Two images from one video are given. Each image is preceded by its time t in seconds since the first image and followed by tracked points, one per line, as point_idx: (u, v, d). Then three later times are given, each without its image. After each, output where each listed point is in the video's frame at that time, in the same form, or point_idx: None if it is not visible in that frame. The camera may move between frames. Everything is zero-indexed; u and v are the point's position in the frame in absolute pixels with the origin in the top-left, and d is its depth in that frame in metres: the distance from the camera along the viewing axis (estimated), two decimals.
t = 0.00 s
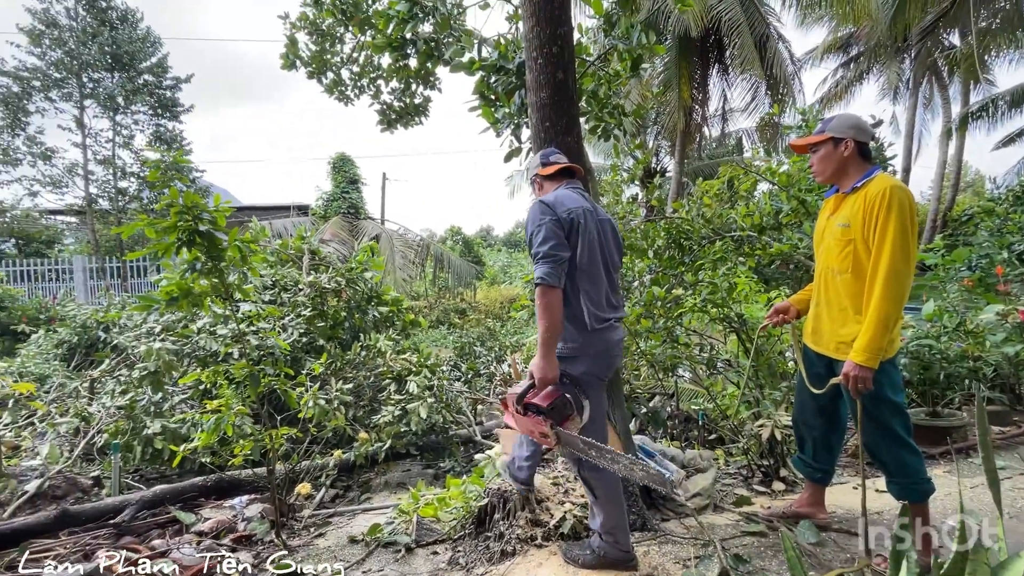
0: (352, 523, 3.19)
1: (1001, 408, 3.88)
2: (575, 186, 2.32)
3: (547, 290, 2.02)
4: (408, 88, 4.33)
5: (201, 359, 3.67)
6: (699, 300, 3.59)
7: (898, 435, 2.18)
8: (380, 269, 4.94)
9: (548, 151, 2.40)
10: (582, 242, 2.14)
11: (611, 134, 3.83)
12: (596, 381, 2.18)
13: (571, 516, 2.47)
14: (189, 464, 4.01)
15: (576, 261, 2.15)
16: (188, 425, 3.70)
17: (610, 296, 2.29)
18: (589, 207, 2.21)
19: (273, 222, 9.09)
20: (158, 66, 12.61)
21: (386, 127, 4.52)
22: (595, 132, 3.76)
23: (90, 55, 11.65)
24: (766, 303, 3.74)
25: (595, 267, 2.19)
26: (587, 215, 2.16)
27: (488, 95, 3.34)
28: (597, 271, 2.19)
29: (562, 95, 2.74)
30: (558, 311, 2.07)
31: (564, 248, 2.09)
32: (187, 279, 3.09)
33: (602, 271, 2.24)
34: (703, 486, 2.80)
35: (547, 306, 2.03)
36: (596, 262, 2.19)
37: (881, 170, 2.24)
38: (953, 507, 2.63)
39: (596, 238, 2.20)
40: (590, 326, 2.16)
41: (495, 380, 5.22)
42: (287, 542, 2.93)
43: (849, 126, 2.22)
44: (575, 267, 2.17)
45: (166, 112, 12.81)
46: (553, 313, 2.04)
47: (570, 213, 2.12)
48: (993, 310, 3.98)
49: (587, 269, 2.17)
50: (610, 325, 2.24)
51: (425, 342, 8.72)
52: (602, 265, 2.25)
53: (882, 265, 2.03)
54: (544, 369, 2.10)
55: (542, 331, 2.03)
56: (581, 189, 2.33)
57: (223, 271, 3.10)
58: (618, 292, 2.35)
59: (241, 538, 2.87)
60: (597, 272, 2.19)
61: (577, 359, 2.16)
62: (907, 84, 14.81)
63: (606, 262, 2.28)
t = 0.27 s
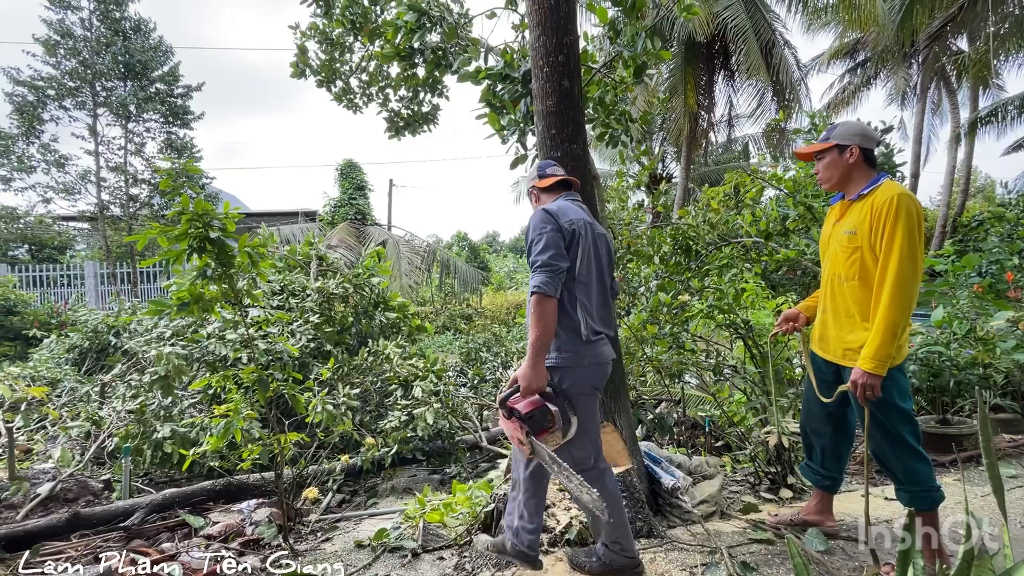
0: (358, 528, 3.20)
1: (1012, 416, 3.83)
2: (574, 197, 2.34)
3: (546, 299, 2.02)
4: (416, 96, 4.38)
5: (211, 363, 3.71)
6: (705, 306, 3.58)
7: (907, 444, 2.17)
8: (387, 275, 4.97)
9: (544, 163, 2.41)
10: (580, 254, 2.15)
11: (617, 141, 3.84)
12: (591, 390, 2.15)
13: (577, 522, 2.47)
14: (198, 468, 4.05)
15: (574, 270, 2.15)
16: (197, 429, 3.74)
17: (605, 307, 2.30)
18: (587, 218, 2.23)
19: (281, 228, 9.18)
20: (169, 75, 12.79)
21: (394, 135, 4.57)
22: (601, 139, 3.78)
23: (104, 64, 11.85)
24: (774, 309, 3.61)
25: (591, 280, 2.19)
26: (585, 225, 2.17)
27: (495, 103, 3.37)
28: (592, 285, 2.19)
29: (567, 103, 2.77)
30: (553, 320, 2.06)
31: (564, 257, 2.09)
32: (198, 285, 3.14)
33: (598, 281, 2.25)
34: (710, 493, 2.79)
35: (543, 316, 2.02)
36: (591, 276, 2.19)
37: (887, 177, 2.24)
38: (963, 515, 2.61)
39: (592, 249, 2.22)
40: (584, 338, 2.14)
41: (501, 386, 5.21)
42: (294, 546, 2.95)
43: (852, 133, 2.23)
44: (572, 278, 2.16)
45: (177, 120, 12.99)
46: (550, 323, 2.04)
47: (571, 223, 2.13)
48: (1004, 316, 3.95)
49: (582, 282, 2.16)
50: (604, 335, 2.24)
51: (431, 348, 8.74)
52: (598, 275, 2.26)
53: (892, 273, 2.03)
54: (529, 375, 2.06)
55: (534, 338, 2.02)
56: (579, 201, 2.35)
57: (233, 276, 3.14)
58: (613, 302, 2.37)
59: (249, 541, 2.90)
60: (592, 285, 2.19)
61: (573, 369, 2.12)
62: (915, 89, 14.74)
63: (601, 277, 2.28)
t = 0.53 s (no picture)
0: (361, 532, 3.21)
1: (1017, 421, 3.81)
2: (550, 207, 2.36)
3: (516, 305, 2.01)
4: (419, 101, 4.41)
5: (214, 367, 3.72)
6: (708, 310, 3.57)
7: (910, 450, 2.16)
8: (390, 278, 4.99)
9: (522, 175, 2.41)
10: (553, 261, 2.15)
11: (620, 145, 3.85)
12: (563, 397, 2.12)
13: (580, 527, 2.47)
14: (201, 471, 4.06)
15: (546, 278, 2.15)
16: (201, 432, 3.75)
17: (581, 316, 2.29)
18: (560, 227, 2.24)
19: (284, 232, 9.21)
20: (175, 80, 12.88)
21: (398, 139, 4.59)
22: (604, 143, 3.78)
23: (110, 69, 11.95)
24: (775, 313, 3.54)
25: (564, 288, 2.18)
26: (558, 234, 2.18)
27: (498, 108, 3.39)
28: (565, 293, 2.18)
29: (570, 108, 2.78)
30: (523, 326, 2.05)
31: (534, 264, 2.09)
32: (203, 289, 3.16)
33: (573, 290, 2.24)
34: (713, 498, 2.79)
35: (512, 321, 2.01)
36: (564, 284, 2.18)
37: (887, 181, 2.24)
38: (968, 521, 2.59)
39: (566, 257, 2.22)
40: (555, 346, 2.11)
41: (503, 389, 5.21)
42: (297, 550, 2.95)
43: (847, 142, 2.24)
44: (544, 287, 2.15)
45: (182, 124, 13.07)
46: (519, 329, 2.02)
47: (543, 231, 2.14)
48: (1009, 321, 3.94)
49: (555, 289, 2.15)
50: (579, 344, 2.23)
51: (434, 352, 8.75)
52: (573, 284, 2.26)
53: (891, 277, 2.03)
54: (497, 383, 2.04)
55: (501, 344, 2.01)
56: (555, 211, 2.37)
57: (237, 280, 3.15)
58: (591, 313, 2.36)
59: (252, 545, 2.90)
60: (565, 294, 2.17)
61: (546, 376, 2.09)
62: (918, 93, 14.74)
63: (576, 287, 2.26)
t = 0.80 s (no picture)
0: (360, 534, 3.20)
1: (1015, 424, 3.83)
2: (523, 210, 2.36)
3: (475, 307, 1.99)
4: (419, 102, 4.41)
5: (214, 368, 3.72)
6: (709, 312, 3.58)
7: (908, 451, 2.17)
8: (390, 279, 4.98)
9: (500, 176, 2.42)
10: (517, 265, 2.15)
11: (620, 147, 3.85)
12: (519, 403, 2.11)
13: (579, 529, 2.47)
14: (199, 472, 4.05)
15: (510, 281, 2.15)
16: (199, 434, 3.74)
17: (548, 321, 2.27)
18: (529, 229, 2.23)
19: (283, 233, 9.21)
20: (174, 80, 12.88)
21: (398, 140, 4.60)
22: (604, 145, 3.79)
23: (109, 69, 11.94)
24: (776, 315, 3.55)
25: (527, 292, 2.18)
26: (524, 237, 2.18)
27: (498, 109, 3.39)
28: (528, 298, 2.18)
29: (570, 110, 2.78)
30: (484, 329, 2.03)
31: (496, 266, 2.08)
32: (202, 290, 3.16)
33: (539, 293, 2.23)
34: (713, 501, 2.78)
35: (473, 323, 1.99)
36: (527, 289, 2.18)
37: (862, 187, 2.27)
38: (966, 524, 2.60)
39: (533, 261, 2.21)
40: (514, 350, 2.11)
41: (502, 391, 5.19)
42: (295, 552, 2.95)
43: (813, 156, 2.30)
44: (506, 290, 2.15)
45: (182, 125, 13.08)
46: (479, 331, 2.00)
47: (509, 235, 2.15)
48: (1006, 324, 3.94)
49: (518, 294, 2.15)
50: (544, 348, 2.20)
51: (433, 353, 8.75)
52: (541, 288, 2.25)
53: (872, 286, 2.04)
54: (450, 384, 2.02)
55: (457, 346, 1.98)
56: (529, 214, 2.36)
57: (236, 281, 3.15)
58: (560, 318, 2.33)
59: (250, 547, 2.90)
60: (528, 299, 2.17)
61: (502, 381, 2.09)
62: (916, 96, 14.78)
63: (542, 291, 2.26)
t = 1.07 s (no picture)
0: (357, 533, 3.20)
1: (1009, 424, 3.86)
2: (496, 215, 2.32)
3: (431, 312, 1.97)
4: (417, 102, 4.41)
5: (210, 367, 3.71)
6: (706, 312, 3.59)
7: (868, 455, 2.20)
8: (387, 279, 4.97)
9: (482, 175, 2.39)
10: (478, 270, 2.10)
11: (618, 147, 3.86)
12: (475, 409, 2.06)
13: (577, 528, 2.47)
14: (196, 472, 4.03)
15: (471, 286, 2.10)
16: (196, 433, 3.72)
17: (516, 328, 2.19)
18: (496, 234, 2.18)
19: (280, 232, 9.18)
20: (170, 78, 12.81)
21: (395, 139, 4.59)
22: (602, 145, 3.79)
23: (105, 67, 11.88)
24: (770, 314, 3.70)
25: (489, 298, 2.12)
26: (489, 241, 2.12)
27: (496, 109, 3.39)
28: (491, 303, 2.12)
29: (569, 110, 2.78)
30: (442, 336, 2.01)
31: (455, 271, 2.05)
32: (199, 289, 3.15)
33: (507, 300, 2.16)
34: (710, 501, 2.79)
35: (429, 328, 1.97)
36: (489, 294, 2.12)
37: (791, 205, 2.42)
38: (962, 524, 2.61)
39: (498, 266, 2.15)
40: (472, 357, 2.06)
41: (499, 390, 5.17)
42: (292, 552, 2.94)
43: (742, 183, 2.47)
44: (467, 295, 2.10)
45: (178, 123, 13.03)
46: (435, 336, 1.98)
47: (470, 239, 2.10)
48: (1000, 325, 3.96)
49: (478, 299, 2.10)
50: (508, 355, 2.14)
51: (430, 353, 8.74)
52: (508, 294, 2.17)
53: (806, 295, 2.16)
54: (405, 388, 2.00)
55: (414, 352, 1.96)
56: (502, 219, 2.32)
57: (233, 280, 3.14)
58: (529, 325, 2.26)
59: (247, 547, 2.89)
60: (490, 304, 2.11)
61: (458, 387, 2.05)
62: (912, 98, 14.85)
63: (509, 295, 2.18)
